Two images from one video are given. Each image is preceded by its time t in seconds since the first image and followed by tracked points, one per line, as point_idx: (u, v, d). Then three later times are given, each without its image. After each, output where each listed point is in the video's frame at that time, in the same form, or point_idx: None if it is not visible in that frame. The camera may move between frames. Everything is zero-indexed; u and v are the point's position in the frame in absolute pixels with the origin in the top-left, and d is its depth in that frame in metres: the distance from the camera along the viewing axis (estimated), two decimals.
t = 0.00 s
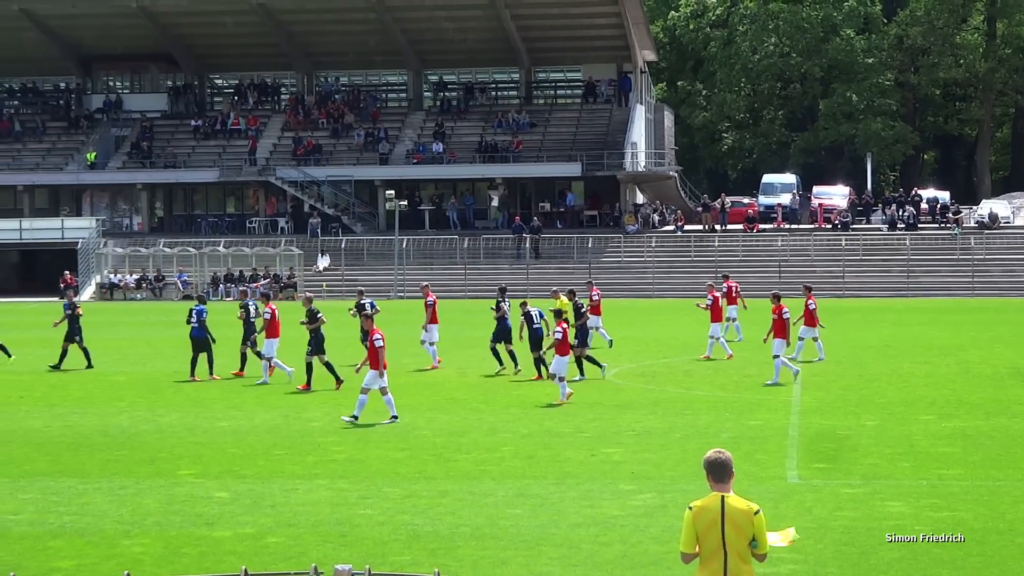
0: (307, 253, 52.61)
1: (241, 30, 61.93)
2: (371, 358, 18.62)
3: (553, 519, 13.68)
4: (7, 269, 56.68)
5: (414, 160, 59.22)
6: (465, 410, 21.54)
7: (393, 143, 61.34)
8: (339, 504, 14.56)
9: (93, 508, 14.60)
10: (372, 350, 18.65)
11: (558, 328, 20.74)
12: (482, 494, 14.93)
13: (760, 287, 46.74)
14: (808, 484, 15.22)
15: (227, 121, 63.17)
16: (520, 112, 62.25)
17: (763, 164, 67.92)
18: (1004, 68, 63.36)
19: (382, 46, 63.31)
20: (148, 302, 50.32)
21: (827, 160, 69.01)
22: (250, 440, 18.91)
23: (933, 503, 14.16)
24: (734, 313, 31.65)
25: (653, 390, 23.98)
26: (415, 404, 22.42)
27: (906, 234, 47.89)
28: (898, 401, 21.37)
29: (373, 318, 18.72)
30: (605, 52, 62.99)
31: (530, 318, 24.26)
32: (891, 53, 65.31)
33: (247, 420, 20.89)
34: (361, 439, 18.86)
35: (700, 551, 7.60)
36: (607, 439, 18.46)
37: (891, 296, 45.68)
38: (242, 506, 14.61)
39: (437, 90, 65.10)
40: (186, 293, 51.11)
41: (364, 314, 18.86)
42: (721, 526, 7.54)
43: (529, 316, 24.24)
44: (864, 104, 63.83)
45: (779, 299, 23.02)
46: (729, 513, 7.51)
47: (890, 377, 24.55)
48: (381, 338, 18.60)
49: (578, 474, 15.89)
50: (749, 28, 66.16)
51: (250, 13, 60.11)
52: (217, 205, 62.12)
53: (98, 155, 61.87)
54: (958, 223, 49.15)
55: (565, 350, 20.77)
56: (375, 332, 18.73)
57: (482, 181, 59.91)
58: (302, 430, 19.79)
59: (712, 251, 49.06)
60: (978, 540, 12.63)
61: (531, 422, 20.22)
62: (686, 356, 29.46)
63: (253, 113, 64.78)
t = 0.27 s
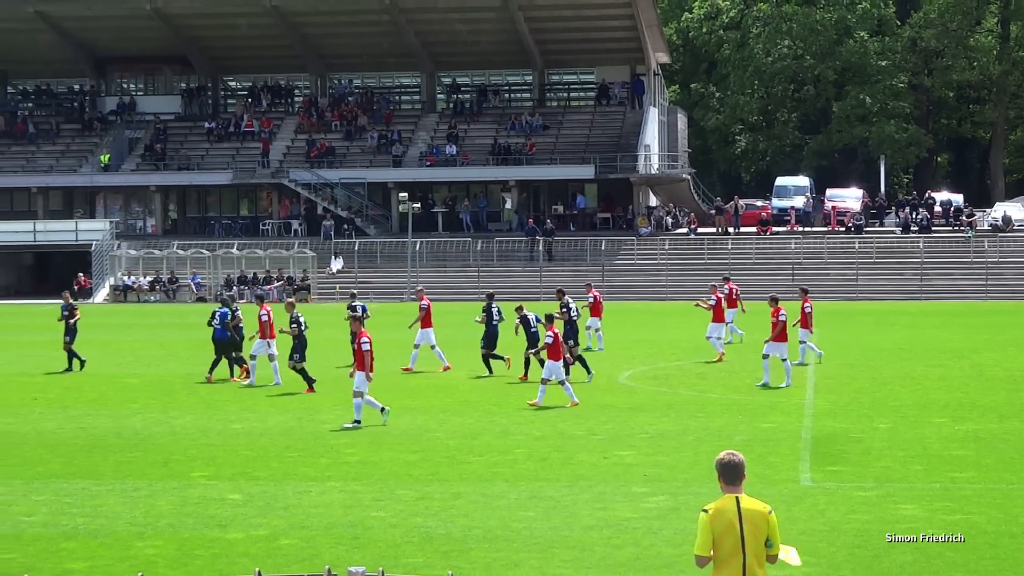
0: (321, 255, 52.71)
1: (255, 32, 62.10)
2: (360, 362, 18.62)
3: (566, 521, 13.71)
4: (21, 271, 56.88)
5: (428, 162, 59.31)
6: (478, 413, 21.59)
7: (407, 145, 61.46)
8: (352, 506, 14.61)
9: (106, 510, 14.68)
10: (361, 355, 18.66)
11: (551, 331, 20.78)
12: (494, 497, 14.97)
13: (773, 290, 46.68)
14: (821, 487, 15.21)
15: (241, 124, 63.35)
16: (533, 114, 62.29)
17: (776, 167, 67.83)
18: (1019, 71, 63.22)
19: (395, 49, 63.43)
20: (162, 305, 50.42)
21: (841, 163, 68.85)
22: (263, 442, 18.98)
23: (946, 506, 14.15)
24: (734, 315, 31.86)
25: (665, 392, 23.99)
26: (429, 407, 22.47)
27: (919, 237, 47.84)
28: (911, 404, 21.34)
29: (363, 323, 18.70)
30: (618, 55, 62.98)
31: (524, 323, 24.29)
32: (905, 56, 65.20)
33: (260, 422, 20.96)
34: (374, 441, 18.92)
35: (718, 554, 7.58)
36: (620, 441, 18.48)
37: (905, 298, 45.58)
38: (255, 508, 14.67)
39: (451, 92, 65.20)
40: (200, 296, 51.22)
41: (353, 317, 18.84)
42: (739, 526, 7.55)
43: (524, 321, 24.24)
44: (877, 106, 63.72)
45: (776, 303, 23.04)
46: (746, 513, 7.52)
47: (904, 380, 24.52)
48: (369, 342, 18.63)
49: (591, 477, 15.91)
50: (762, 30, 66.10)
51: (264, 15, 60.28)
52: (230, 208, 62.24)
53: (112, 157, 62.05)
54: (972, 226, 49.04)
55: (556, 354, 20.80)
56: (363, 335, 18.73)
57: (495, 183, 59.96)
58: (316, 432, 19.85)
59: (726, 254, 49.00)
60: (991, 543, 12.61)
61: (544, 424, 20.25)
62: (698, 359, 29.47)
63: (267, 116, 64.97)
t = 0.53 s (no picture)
0: (336, 256, 52.85)
1: (269, 34, 62.29)
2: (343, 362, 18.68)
3: (581, 522, 13.77)
4: (37, 273, 57.23)
5: (442, 163, 59.43)
6: (493, 413, 21.66)
7: (421, 147, 61.59)
8: (368, 507, 14.69)
9: (123, 512, 14.79)
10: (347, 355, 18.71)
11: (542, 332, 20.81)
12: (510, 497, 15.03)
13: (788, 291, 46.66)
14: (838, 487, 15.22)
15: (255, 125, 63.57)
16: (547, 115, 62.35)
17: (791, 167, 67.73)
18: None
19: (410, 50, 63.56)
20: (177, 306, 50.65)
21: (856, 162, 68.73)
22: (280, 444, 19.08)
23: (962, 505, 14.16)
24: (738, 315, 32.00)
25: (680, 392, 24.02)
26: (444, 408, 22.55)
27: (935, 236, 47.92)
28: (927, 404, 21.33)
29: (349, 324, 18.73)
30: (632, 55, 62.96)
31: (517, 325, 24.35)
32: (919, 55, 65.08)
33: (276, 423, 21.06)
34: (389, 442, 19.00)
35: (725, 556, 7.62)
36: (635, 442, 18.53)
37: (920, 298, 45.49)
38: (271, 509, 14.77)
39: (465, 93, 65.30)
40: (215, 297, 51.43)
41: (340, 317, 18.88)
42: (746, 527, 7.59)
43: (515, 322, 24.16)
44: (892, 106, 63.59)
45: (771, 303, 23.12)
46: (751, 512, 7.58)
47: (920, 379, 24.49)
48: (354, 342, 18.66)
49: (607, 477, 15.97)
50: (776, 29, 66.01)
51: (278, 16, 60.45)
52: (245, 209, 62.43)
53: (127, 159, 62.33)
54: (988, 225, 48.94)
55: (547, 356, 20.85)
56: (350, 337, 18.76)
57: (510, 184, 60.03)
58: (331, 433, 19.95)
59: (740, 253, 48.98)
60: (1008, 542, 12.62)
61: (560, 424, 20.31)
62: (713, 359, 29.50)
63: (281, 117, 65.20)
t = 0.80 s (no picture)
0: (351, 258, 53.02)
1: (284, 37, 62.53)
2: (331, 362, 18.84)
3: (596, 523, 13.85)
4: (53, 276, 57.67)
5: (456, 165, 59.55)
6: (508, 415, 21.76)
7: (436, 149, 61.76)
8: (384, 509, 14.80)
9: (139, 513, 14.92)
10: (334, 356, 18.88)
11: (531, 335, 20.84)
12: (525, 498, 15.12)
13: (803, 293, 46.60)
14: (852, 488, 15.26)
15: (270, 128, 63.81)
16: (562, 117, 62.43)
17: (805, 168, 67.67)
18: None
19: (424, 52, 63.72)
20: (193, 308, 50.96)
21: (870, 164, 68.63)
22: (295, 445, 19.21)
23: (977, 506, 14.18)
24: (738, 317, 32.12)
25: (694, 394, 24.08)
26: (459, 409, 22.66)
27: (949, 237, 47.77)
28: (942, 405, 21.34)
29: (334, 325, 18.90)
30: (646, 57, 62.96)
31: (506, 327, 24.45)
32: (933, 56, 64.94)
33: (292, 425, 21.19)
34: (405, 444, 19.11)
35: (724, 557, 7.66)
36: (649, 443, 18.60)
37: (935, 299, 45.39)
38: (287, 511, 14.88)
39: (479, 95, 65.42)
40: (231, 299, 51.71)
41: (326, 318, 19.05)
42: (745, 528, 7.63)
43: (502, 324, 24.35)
44: (906, 107, 63.48)
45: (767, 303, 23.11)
46: (750, 514, 7.63)
47: (935, 380, 24.49)
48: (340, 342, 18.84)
49: (621, 478, 16.04)
50: (790, 31, 65.94)
51: (293, 19, 60.66)
52: (260, 212, 62.67)
53: (142, 162, 62.66)
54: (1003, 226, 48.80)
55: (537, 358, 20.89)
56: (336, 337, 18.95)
57: (525, 186, 60.13)
58: (347, 435, 20.07)
59: (755, 255, 48.96)
60: (1023, 543, 12.64)
61: (575, 426, 20.39)
62: (727, 360, 29.53)
63: (296, 120, 65.45)
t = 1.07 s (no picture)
0: (363, 260, 53.07)
1: (295, 38, 62.63)
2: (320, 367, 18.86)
3: (609, 525, 13.86)
4: (65, 278, 57.93)
5: (468, 167, 59.59)
6: (520, 417, 21.79)
7: (447, 151, 61.83)
8: (396, 511, 14.84)
9: (152, 516, 14.98)
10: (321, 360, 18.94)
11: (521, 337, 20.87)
12: (538, 501, 15.13)
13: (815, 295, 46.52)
14: (865, 490, 15.24)
15: (282, 130, 63.96)
16: (574, 119, 62.44)
17: (817, 169, 67.58)
18: None
19: (436, 54, 63.79)
20: (205, 310, 51.11)
21: (882, 164, 68.49)
22: (308, 448, 19.25)
23: (991, 508, 14.15)
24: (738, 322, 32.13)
25: (707, 395, 24.07)
26: (472, 411, 22.69)
27: (961, 239, 47.83)
28: (955, 407, 21.29)
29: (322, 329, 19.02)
30: (658, 59, 62.95)
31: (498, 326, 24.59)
32: (944, 57, 64.80)
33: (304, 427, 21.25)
34: (417, 446, 19.14)
35: (726, 559, 7.64)
36: (662, 445, 18.60)
37: (948, 300, 45.29)
38: (299, 513, 14.93)
39: (491, 97, 65.45)
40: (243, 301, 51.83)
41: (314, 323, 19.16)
42: (747, 531, 7.60)
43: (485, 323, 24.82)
44: (918, 108, 63.36)
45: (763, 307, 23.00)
46: (752, 517, 7.59)
47: (948, 382, 24.43)
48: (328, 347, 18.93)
49: (634, 481, 16.05)
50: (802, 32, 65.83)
51: (304, 21, 60.79)
52: (272, 214, 62.81)
53: (154, 164, 62.83)
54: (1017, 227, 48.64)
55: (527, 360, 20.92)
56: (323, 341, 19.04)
57: (537, 188, 60.14)
58: (359, 437, 20.12)
59: (767, 256, 48.89)
60: None
61: (587, 428, 20.40)
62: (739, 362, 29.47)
63: (308, 122, 65.61)
